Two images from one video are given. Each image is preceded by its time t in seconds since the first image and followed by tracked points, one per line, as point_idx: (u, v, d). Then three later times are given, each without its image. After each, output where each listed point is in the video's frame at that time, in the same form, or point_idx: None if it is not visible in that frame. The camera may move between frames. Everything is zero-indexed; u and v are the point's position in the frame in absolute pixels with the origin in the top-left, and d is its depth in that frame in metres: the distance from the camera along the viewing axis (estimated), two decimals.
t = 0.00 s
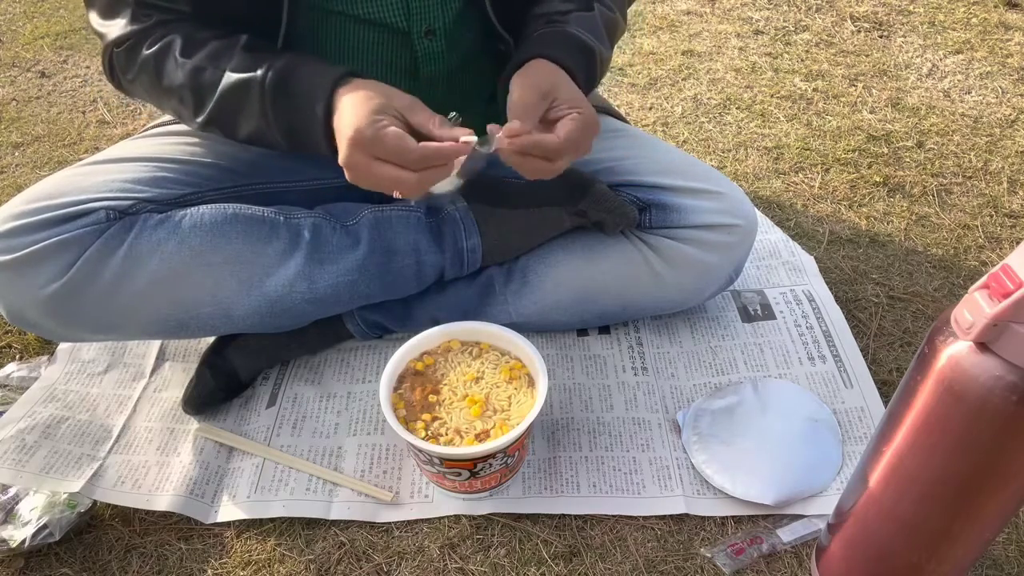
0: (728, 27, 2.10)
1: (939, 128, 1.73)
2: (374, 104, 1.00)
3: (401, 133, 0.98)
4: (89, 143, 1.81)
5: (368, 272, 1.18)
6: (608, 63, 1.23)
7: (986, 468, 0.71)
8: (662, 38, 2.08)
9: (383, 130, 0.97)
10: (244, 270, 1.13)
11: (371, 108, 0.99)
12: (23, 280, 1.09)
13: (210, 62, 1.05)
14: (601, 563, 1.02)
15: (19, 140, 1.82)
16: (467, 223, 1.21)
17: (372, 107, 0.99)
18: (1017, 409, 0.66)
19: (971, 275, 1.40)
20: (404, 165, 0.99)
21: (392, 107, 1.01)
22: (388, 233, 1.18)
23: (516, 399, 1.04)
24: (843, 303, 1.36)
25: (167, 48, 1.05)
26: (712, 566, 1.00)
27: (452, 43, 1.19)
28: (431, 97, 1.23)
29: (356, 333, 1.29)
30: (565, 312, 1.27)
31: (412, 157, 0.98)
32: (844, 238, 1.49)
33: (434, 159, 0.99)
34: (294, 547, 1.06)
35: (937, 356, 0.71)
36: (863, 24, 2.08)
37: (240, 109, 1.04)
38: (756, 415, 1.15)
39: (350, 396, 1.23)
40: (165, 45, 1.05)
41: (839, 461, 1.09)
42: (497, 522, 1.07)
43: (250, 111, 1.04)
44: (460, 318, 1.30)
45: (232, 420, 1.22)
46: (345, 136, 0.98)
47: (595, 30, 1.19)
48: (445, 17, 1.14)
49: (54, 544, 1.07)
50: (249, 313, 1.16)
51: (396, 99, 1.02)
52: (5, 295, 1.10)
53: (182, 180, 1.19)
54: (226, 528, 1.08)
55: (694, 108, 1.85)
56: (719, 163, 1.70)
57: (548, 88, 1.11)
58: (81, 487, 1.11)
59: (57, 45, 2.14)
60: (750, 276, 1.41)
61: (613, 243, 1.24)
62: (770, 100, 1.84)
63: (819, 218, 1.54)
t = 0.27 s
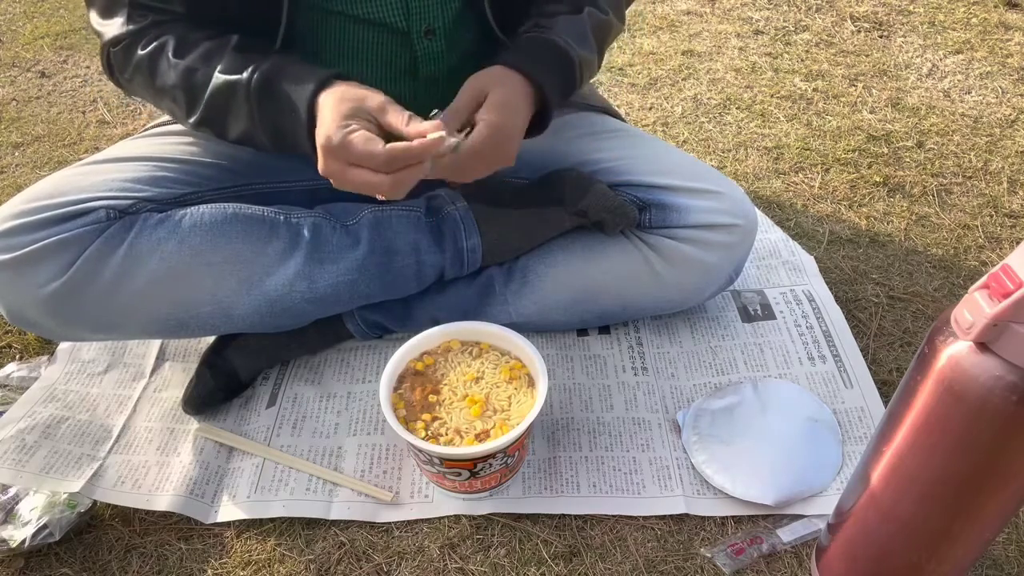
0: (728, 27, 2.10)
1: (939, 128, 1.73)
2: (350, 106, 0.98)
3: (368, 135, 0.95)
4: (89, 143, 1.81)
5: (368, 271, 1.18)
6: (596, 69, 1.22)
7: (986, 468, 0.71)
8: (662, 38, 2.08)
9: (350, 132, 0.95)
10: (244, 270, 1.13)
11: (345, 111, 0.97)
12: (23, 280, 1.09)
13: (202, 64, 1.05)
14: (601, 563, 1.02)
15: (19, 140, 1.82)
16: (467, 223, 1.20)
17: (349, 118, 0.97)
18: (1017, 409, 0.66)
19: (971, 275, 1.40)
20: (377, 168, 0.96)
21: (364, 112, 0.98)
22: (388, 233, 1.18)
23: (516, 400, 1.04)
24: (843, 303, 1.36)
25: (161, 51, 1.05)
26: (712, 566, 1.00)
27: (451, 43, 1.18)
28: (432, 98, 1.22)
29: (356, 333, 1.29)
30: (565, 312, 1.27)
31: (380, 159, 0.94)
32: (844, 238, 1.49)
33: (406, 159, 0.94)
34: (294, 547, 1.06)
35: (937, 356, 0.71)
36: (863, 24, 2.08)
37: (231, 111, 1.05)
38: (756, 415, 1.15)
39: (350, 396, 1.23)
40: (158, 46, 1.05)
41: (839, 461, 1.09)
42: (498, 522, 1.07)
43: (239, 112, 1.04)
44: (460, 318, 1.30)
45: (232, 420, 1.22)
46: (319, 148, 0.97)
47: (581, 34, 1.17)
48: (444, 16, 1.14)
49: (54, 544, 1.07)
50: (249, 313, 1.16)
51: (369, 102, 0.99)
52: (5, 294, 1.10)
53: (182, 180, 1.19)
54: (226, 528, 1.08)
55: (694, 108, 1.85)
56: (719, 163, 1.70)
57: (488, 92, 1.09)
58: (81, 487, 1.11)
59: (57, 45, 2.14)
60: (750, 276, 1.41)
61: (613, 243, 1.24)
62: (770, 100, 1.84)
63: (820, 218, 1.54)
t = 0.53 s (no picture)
0: (728, 27, 2.10)
1: (939, 128, 1.73)
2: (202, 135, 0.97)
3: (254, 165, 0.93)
4: (89, 143, 1.81)
5: (368, 271, 1.18)
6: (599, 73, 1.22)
7: (985, 468, 0.71)
8: (662, 38, 2.08)
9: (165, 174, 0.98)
10: (244, 270, 1.13)
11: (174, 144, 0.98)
12: (23, 280, 1.09)
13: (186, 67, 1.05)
14: (601, 563, 1.02)
15: (19, 140, 1.82)
16: (467, 223, 1.20)
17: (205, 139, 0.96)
18: (1017, 409, 0.66)
19: (971, 275, 1.40)
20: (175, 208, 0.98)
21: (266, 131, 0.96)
22: (388, 233, 1.18)
23: (516, 400, 1.04)
24: (843, 303, 1.36)
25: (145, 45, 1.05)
26: (712, 566, 1.00)
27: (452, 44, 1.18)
28: (432, 98, 1.22)
29: (356, 333, 1.29)
30: (565, 312, 1.27)
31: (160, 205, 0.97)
32: (844, 238, 1.49)
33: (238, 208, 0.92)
34: (294, 547, 1.06)
35: (937, 356, 0.71)
36: (863, 24, 2.08)
37: (184, 110, 1.02)
38: (756, 415, 1.15)
39: (350, 396, 1.23)
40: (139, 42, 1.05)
41: (839, 461, 1.09)
42: (498, 522, 1.07)
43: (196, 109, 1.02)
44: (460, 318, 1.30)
45: (232, 420, 1.22)
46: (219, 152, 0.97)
47: (586, 39, 1.18)
48: (445, 17, 1.13)
49: (54, 544, 1.07)
50: (249, 313, 1.16)
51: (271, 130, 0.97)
52: (5, 294, 1.10)
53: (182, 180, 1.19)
54: (226, 528, 1.08)
55: (694, 108, 1.85)
56: (719, 163, 1.70)
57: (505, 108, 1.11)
58: (81, 487, 1.11)
59: (57, 45, 2.14)
60: (750, 276, 1.41)
61: (613, 243, 1.25)
62: (770, 100, 1.84)
63: (819, 218, 1.54)
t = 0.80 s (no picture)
0: (728, 27, 2.10)
1: (939, 128, 1.73)
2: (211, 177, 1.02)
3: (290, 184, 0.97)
4: (89, 143, 1.81)
5: (368, 271, 1.18)
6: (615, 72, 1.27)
7: (986, 468, 0.71)
8: (662, 38, 2.08)
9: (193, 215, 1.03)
10: (244, 270, 1.13)
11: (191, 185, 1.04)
12: (23, 280, 1.09)
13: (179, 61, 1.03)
14: (601, 563, 1.02)
15: (19, 140, 1.82)
16: (467, 222, 1.20)
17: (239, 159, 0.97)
18: (1017, 409, 0.66)
19: (971, 275, 1.40)
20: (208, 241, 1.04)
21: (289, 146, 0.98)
22: (388, 232, 1.18)
23: (516, 400, 1.05)
24: (843, 303, 1.36)
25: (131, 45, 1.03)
26: (712, 566, 1.00)
27: (450, 42, 1.18)
28: (431, 97, 1.21)
29: (356, 333, 1.29)
30: (565, 312, 1.27)
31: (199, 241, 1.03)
32: (844, 238, 1.49)
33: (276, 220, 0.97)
34: (294, 547, 1.06)
35: (937, 356, 0.71)
36: (863, 24, 2.08)
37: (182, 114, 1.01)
38: (756, 415, 1.15)
39: (350, 396, 1.23)
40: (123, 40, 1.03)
41: (839, 461, 1.09)
42: (498, 522, 1.07)
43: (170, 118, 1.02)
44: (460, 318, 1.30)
45: (232, 420, 1.22)
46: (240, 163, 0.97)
47: (603, 40, 1.23)
48: (443, 16, 1.13)
49: (54, 544, 1.07)
50: (249, 313, 1.16)
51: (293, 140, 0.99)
52: (5, 294, 1.10)
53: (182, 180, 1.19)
54: (226, 528, 1.08)
55: (694, 108, 1.85)
56: (719, 163, 1.70)
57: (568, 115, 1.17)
58: (81, 487, 1.11)
59: (57, 45, 2.14)
60: (751, 276, 1.41)
61: (613, 243, 1.25)
62: (770, 100, 1.84)
63: (819, 218, 1.54)
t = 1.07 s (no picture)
0: (728, 27, 2.10)
1: (939, 128, 1.73)
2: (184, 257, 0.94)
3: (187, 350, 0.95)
4: (89, 143, 1.81)
5: (367, 271, 1.18)
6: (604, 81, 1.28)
7: (986, 467, 0.71)
8: (662, 38, 2.08)
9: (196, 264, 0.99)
10: (244, 270, 1.13)
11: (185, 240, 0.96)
12: (23, 280, 1.09)
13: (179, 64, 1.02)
14: (601, 563, 1.02)
15: (19, 140, 1.82)
16: (467, 222, 1.20)
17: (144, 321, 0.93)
18: (1017, 409, 0.66)
19: (971, 275, 1.40)
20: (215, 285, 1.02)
21: (183, 307, 0.90)
22: (388, 232, 1.18)
23: (516, 400, 1.04)
24: (843, 303, 1.36)
25: (127, 63, 0.98)
26: (712, 566, 1.00)
27: (448, 40, 1.17)
28: (430, 96, 1.21)
29: (357, 333, 1.29)
30: (565, 312, 1.27)
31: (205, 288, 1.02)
32: (844, 238, 1.49)
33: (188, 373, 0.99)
34: (294, 547, 1.06)
35: (937, 356, 0.71)
36: (863, 24, 2.08)
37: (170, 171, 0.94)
38: (756, 415, 1.15)
39: (350, 396, 1.23)
40: (118, 63, 0.97)
41: (839, 462, 1.09)
42: (497, 522, 1.07)
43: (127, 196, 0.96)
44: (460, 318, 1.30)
45: (232, 420, 1.22)
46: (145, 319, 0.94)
47: (595, 45, 1.23)
48: (441, 15, 1.13)
49: (54, 544, 1.07)
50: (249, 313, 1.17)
51: (207, 287, 0.91)
52: (5, 294, 1.10)
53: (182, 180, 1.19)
54: (226, 528, 1.08)
55: (694, 108, 1.85)
56: (719, 163, 1.70)
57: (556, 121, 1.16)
58: (81, 487, 1.11)
59: (57, 45, 2.14)
60: (751, 276, 1.41)
61: (613, 243, 1.25)
62: (770, 100, 1.84)
63: (820, 218, 1.54)
